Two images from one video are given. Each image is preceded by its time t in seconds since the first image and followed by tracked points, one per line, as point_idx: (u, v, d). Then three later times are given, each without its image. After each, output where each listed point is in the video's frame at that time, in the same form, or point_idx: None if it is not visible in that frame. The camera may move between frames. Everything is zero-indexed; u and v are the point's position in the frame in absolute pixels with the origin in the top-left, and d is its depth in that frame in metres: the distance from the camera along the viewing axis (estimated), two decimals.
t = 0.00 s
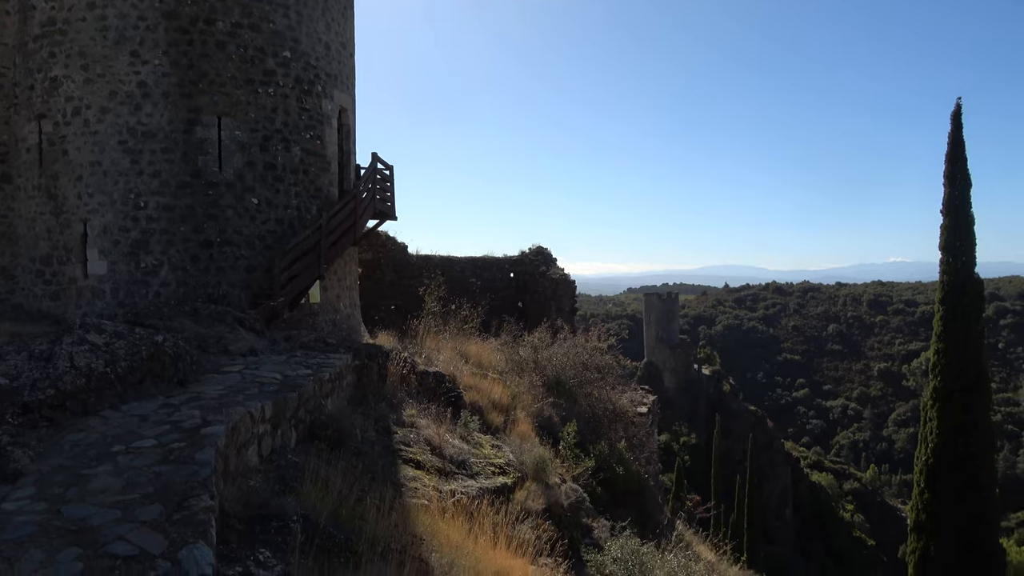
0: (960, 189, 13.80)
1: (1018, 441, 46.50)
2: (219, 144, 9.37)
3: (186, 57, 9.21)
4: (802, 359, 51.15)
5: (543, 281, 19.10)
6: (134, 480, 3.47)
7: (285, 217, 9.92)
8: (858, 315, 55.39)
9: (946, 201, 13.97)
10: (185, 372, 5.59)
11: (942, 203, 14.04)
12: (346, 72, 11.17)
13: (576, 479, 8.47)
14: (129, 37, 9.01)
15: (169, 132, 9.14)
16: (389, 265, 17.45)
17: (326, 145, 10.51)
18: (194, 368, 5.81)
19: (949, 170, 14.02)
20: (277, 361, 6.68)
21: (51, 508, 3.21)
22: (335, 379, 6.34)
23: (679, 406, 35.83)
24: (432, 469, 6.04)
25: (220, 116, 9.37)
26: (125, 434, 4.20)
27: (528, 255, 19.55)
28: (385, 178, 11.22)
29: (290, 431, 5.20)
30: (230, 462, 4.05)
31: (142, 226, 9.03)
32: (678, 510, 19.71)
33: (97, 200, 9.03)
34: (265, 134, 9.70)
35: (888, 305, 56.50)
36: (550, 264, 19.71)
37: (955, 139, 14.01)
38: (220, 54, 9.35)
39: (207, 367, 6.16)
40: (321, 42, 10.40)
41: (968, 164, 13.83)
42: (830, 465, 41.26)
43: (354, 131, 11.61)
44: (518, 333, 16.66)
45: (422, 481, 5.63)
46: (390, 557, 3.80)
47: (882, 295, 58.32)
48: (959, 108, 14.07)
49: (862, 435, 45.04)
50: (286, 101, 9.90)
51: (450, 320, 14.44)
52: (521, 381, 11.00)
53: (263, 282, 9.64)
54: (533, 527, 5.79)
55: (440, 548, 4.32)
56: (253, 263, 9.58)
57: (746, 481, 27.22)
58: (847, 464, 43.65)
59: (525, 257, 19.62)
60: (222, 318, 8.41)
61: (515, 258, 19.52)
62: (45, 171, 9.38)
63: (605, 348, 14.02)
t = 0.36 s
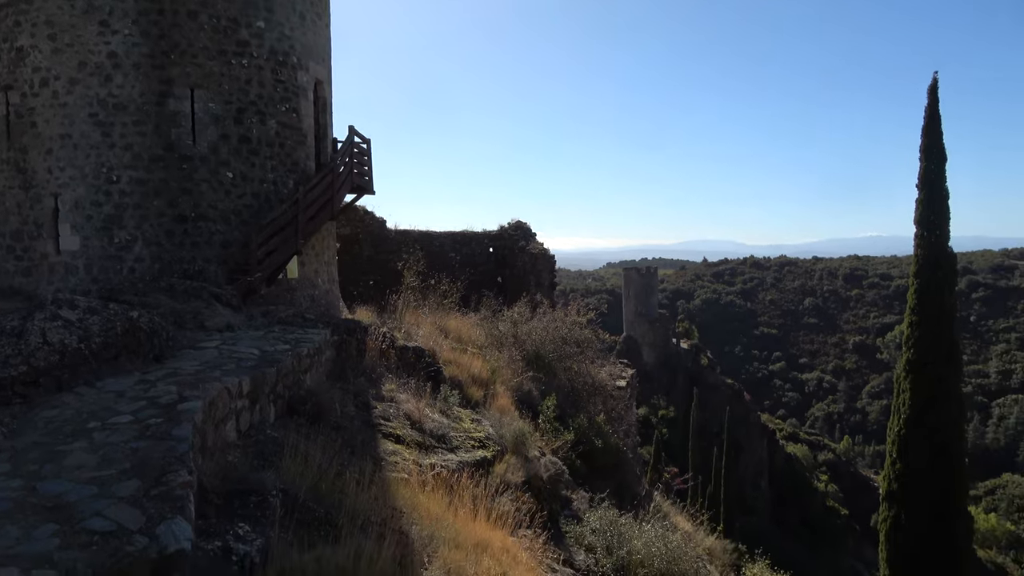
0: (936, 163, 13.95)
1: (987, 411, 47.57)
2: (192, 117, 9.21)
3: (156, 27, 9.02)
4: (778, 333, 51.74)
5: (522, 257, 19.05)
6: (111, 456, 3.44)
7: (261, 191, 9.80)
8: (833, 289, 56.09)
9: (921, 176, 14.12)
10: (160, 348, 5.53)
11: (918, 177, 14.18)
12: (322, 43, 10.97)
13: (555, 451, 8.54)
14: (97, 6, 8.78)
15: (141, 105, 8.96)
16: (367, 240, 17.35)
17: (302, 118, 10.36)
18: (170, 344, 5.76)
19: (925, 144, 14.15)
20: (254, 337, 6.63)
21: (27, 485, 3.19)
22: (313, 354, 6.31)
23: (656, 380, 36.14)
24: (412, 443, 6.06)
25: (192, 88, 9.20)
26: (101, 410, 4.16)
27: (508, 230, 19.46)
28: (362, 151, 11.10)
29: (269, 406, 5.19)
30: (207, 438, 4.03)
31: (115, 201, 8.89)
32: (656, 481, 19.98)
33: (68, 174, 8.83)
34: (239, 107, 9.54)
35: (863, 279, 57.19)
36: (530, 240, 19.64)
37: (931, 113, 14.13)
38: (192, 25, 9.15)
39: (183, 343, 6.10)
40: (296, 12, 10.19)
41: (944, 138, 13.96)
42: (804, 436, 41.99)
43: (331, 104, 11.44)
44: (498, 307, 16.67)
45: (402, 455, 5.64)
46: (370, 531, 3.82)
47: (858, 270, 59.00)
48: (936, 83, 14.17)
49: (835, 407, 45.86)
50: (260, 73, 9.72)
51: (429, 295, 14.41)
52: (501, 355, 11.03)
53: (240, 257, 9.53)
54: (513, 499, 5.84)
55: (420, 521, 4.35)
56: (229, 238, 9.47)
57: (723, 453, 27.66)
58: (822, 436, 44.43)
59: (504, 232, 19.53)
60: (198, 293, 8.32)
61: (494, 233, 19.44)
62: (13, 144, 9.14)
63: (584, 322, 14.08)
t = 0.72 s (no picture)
0: (912, 136, 14.07)
1: (958, 380, 48.59)
2: (164, 87, 9.04)
3: None
4: (756, 304, 52.23)
5: (501, 229, 18.96)
6: (87, 430, 3.41)
7: (237, 162, 9.67)
8: (811, 261, 56.65)
9: (898, 148, 14.24)
10: (136, 321, 5.49)
11: (895, 150, 14.30)
12: (297, 11, 10.75)
13: (535, 422, 8.61)
14: None
15: (111, 74, 8.79)
16: (345, 212, 17.20)
17: (278, 88, 10.19)
18: (146, 317, 5.71)
19: (902, 117, 14.26)
20: (231, 310, 6.57)
21: (1, 459, 3.16)
22: (292, 327, 6.28)
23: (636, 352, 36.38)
24: (392, 415, 6.07)
25: (164, 57, 9.02)
26: (75, 384, 4.11)
27: (487, 202, 19.35)
28: (339, 122, 10.97)
29: (247, 379, 5.16)
30: (185, 411, 4.00)
31: (87, 173, 8.68)
32: (635, 450, 20.22)
33: (38, 145, 8.37)
34: (212, 76, 9.36)
35: (839, 251, 57.77)
36: (510, 212, 19.55)
37: (908, 86, 14.21)
38: None
39: (158, 316, 6.04)
40: None
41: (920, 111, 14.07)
42: (781, 406, 42.64)
43: (307, 74, 11.26)
44: (478, 280, 16.66)
45: (382, 427, 5.65)
46: (351, 501, 3.84)
47: (834, 241, 59.57)
48: (914, 55, 14.23)
49: (811, 377, 46.59)
50: (234, 41, 9.52)
51: (408, 268, 14.35)
52: (481, 327, 11.05)
53: (216, 230, 9.42)
54: (494, 469, 5.89)
55: (401, 491, 4.38)
56: (205, 211, 9.36)
57: (701, 423, 28.04)
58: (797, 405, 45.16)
59: (484, 204, 19.42)
60: (174, 267, 8.21)
61: (474, 205, 19.34)
62: None
63: (564, 294, 14.11)
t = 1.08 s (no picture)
0: (891, 108, 14.11)
1: (930, 349, 49.48)
2: (135, 54, 8.81)
3: None
4: (734, 275, 52.62)
5: (481, 200, 18.84)
6: (62, 402, 3.38)
7: (211, 132, 9.51)
8: (788, 232, 57.06)
9: (875, 119, 14.30)
10: (109, 293, 5.42)
11: (873, 121, 14.35)
12: None
13: (515, 393, 8.66)
14: None
15: (79, 40, 8.53)
16: (323, 183, 17.01)
17: (251, 56, 10.01)
18: (120, 289, 5.64)
19: (880, 87, 14.29)
20: (208, 282, 6.51)
21: None
22: (270, 299, 6.23)
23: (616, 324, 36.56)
24: (372, 386, 6.07)
25: (134, 23, 8.78)
26: (49, 357, 4.07)
27: (467, 173, 19.21)
28: (316, 92, 10.80)
29: (225, 351, 5.13)
30: (162, 383, 3.97)
31: (57, 143, 8.53)
32: (614, 420, 20.44)
33: (4, 114, 8.42)
34: (184, 44, 9.14)
35: (817, 222, 58.21)
36: (489, 183, 19.44)
37: (887, 56, 14.23)
38: None
39: (133, 288, 5.96)
40: None
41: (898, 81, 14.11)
42: (758, 375, 43.21)
43: (282, 42, 11.05)
44: (458, 251, 16.61)
45: (362, 398, 5.65)
46: (330, 471, 3.84)
47: (812, 212, 59.95)
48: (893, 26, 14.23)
49: (788, 347, 47.20)
50: (206, 7, 9.29)
51: (387, 239, 14.26)
52: (461, 299, 11.03)
53: (190, 201, 9.29)
54: (474, 439, 5.93)
55: (381, 461, 4.39)
56: (179, 181, 9.22)
57: (679, 393, 28.38)
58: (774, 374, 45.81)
59: (463, 175, 19.28)
60: (148, 239, 8.08)
61: (453, 176, 19.21)
62: None
63: (544, 266, 14.12)
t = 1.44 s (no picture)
0: (869, 82, 14.16)
1: (905, 322, 50.25)
2: (106, 24, 8.59)
3: None
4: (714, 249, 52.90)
5: (461, 174, 18.72)
6: (38, 377, 3.34)
7: (187, 104, 9.39)
8: (768, 206, 57.36)
9: (854, 93, 14.34)
10: (84, 267, 5.33)
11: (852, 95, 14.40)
12: None
13: (496, 366, 8.70)
14: None
15: (48, 9, 8.23)
16: (302, 157, 16.81)
17: (227, 27, 9.83)
18: (95, 264, 5.56)
19: (860, 62, 14.31)
20: (185, 256, 6.44)
21: None
22: (249, 273, 6.18)
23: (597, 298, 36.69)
24: (353, 360, 6.07)
25: None
26: (24, 332, 4.01)
27: (447, 147, 19.07)
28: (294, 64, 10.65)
29: (203, 326, 5.09)
30: (140, 358, 3.95)
31: (27, 115, 8.21)
32: (595, 392, 20.62)
33: None
34: (158, 14, 8.97)
35: (796, 196, 58.56)
36: (470, 156, 19.32)
37: (867, 31, 14.24)
38: None
39: (109, 263, 5.88)
40: None
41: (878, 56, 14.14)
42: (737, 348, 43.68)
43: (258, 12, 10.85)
44: (438, 225, 16.54)
45: (343, 372, 5.66)
46: (311, 445, 3.84)
47: (791, 186, 60.27)
48: None
49: (766, 320, 47.69)
50: None
51: (367, 214, 14.17)
52: (442, 273, 11.01)
53: (167, 174, 9.20)
54: (455, 412, 5.95)
55: (362, 434, 4.41)
56: (154, 154, 9.10)
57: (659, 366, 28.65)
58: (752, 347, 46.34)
59: (444, 148, 19.14)
60: (123, 213, 7.95)
61: (433, 150, 19.06)
62: None
63: (525, 240, 14.11)
